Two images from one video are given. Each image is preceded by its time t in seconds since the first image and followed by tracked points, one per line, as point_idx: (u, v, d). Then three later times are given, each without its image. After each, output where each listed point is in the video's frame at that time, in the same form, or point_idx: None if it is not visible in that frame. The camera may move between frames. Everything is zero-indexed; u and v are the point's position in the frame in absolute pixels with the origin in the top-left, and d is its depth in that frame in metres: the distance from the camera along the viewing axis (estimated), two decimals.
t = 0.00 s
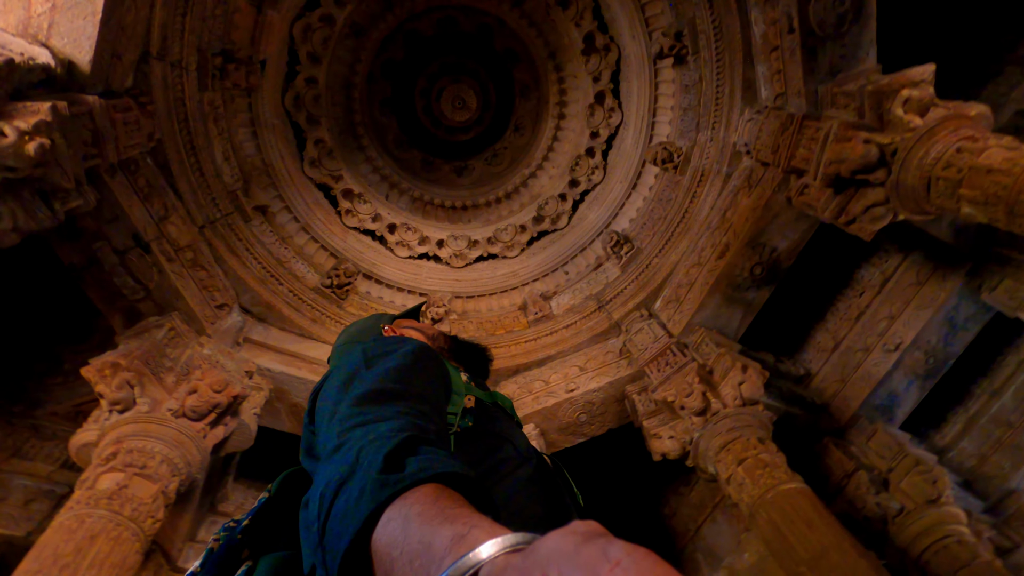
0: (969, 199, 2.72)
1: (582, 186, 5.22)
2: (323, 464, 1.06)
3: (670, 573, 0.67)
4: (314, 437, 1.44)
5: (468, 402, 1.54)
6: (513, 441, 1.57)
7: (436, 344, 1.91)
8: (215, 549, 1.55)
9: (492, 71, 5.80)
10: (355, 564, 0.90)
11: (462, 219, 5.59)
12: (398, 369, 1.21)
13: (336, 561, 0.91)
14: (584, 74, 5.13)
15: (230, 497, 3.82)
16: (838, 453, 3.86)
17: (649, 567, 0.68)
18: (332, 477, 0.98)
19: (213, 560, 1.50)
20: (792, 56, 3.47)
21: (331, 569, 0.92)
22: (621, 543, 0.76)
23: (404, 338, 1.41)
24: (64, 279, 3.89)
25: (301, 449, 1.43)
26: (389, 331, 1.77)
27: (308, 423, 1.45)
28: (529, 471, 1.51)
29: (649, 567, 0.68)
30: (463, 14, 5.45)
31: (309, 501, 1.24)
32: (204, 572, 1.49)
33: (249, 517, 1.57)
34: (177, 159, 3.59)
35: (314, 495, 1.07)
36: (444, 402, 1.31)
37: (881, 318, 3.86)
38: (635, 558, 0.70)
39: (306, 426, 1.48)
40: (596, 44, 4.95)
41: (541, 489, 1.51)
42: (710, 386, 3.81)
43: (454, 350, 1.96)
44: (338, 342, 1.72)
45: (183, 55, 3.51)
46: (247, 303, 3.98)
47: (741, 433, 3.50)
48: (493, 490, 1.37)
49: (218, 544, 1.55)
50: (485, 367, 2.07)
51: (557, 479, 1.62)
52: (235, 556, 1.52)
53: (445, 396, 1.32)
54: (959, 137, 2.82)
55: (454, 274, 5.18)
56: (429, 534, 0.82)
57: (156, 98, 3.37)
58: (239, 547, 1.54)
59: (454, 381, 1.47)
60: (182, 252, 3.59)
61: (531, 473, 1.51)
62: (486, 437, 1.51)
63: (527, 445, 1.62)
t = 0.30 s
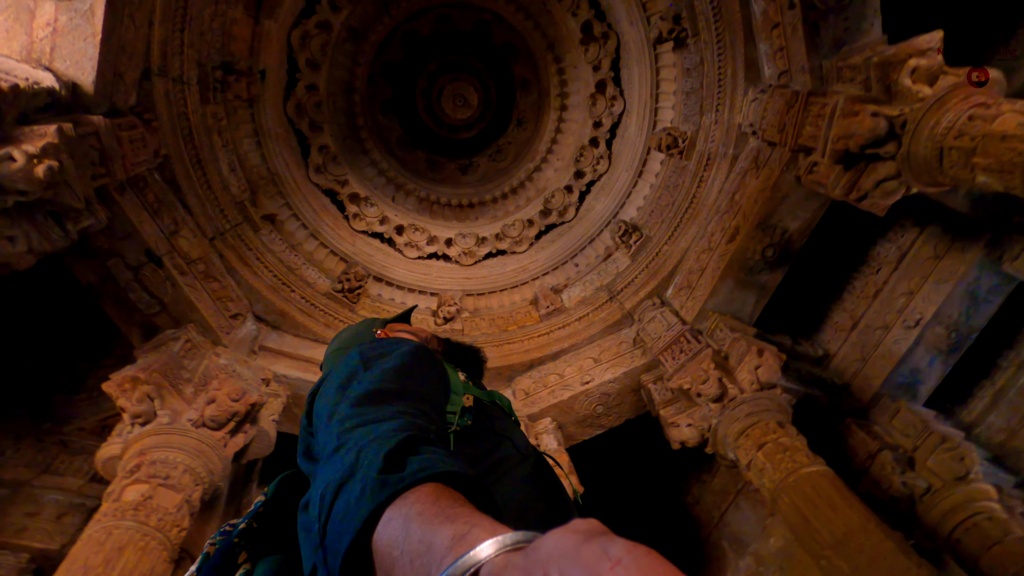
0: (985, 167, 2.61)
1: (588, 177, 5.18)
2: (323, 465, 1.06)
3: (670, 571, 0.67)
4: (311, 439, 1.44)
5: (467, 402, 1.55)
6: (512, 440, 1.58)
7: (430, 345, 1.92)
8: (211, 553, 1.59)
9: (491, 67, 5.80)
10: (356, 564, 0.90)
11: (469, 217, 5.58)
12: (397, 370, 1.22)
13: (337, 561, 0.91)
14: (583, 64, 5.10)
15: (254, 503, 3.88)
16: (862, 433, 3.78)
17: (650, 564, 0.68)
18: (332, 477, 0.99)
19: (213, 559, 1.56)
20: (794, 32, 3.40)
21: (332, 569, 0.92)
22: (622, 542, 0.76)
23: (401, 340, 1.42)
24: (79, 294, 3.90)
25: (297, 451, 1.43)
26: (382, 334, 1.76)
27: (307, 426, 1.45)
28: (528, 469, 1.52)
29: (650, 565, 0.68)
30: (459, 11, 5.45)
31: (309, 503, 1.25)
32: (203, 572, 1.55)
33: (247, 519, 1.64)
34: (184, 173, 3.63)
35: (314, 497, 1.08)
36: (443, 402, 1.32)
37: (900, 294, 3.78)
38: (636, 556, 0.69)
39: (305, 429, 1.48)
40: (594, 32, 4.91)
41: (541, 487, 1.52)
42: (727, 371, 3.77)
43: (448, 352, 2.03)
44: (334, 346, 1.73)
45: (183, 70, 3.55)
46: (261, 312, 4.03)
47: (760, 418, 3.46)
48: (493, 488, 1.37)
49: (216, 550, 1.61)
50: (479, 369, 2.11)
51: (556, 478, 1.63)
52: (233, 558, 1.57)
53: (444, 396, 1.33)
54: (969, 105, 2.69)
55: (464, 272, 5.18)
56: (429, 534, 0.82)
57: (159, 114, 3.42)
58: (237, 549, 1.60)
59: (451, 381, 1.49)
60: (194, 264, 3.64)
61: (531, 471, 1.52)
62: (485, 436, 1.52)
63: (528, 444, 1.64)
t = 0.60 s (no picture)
0: (1000, 136, 2.54)
1: (594, 167, 5.14)
2: (323, 465, 1.08)
3: (671, 570, 0.66)
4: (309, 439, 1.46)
5: (467, 400, 1.58)
6: (511, 437, 1.60)
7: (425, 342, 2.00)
8: (209, 553, 1.66)
9: (492, 61, 5.78)
10: (356, 561, 0.91)
11: (477, 212, 5.57)
12: (395, 369, 1.24)
13: (337, 560, 0.92)
14: (585, 52, 5.05)
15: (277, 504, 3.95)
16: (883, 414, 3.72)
17: (648, 562, 0.68)
18: (332, 476, 1.00)
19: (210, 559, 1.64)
20: (798, 7, 3.32)
21: (332, 568, 0.93)
22: (621, 540, 0.75)
23: (399, 340, 1.43)
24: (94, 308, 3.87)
25: (296, 450, 1.45)
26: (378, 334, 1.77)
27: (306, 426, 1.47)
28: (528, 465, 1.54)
29: (649, 563, 0.67)
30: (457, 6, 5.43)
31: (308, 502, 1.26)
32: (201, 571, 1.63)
33: (243, 520, 1.70)
34: (193, 184, 3.68)
35: (314, 496, 1.09)
36: (441, 401, 1.33)
37: (919, 271, 3.69)
38: (635, 554, 0.69)
39: (303, 430, 1.49)
40: (594, 20, 4.85)
41: (541, 483, 1.54)
42: (742, 357, 3.73)
43: (443, 350, 2.11)
44: (332, 347, 1.74)
45: (187, 81, 3.58)
46: (276, 317, 4.07)
47: (777, 402, 3.42)
48: (493, 485, 1.39)
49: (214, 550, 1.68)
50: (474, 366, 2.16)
51: (554, 473, 1.65)
52: (230, 558, 1.65)
53: (443, 395, 1.34)
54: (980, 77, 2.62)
55: (474, 268, 5.18)
56: (428, 533, 0.83)
57: (166, 127, 3.46)
58: (234, 550, 1.67)
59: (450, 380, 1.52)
60: (207, 273, 3.69)
61: (529, 466, 1.54)
62: (484, 433, 1.54)
63: (527, 441, 1.66)
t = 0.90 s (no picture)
0: (1013, 103, 2.46)
1: (599, 157, 5.10)
2: (324, 465, 1.10)
3: (673, 570, 0.65)
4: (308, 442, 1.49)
5: (465, 399, 1.63)
6: (508, 436, 1.64)
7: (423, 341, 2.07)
8: (207, 552, 1.68)
9: (492, 56, 5.77)
10: (357, 560, 0.92)
11: (484, 209, 5.58)
12: (394, 371, 1.27)
13: (338, 558, 0.93)
14: (584, 42, 5.02)
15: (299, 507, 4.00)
16: (905, 395, 3.62)
17: (651, 561, 0.66)
18: (333, 476, 1.02)
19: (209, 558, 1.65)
20: None
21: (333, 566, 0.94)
22: (622, 538, 0.74)
23: (396, 344, 1.47)
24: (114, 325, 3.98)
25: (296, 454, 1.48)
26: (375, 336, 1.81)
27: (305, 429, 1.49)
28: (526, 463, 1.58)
29: (651, 563, 0.66)
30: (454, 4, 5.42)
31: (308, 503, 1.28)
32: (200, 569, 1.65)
33: (243, 519, 1.72)
34: (200, 195, 3.73)
35: (314, 496, 1.11)
36: (440, 402, 1.36)
37: (935, 246, 3.62)
38: (638, 553, 0.68)
39: (302, 433, 1.52)
40: (592, 9, 4.80)
41: (539, 481, 1.57)
42: (756, 342, 3.68)
43: (439, 349, 2.18)
44: (330, 350, 1.77)
45: (189, 94, 3.60)
46: (289, 323, 4.12)
47: (794, 386, 3.37)
48: (493, 482, 1.45)
49: (211, 549, 1.69)
50: (471, 363, 2.24)
51: (552, 471, 1.69)
52: (229, 558, 1.67)
53: (441, 396, 1.37)
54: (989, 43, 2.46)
55: (484, 264, 5.18)
56: (430, 532, 0.84)
57: (171, 140, 3.51)
58: (232, 549, 1.68)
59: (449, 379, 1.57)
60: (219, 282, 3.74)
61: (526, 465, 1.57)
62: (483, 431, 1.60)
63: (525, 441, 1.70)
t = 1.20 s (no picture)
0: None
1: (605, 145, 5.05)
2: (325, 463, 1.15)
3: (670, 567, 0.66)
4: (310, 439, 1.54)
5: (466, 395, 1.63)
6: (509, 432, 1.65)
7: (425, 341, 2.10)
8: (209, 553, 1.69)
9: (492, 50, 5.74)
10: (356, 556, 0.97)
11: (493, 204, 5.56)
12: (391, 371, 1.32)
13: (338, 554, 0.99)
14: (584, 29, 4.96)
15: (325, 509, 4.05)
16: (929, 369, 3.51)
17: (647, 559, 0.68)
18: (333, 474, 1.07)
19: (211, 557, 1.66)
20: None
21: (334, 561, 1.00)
22: (620, 536, 0.75)
23: (394, 343, 1.51)
24: (134, 336, 4.00)
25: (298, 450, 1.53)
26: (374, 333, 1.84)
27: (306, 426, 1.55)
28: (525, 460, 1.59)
29: (650, 562, 0.67)
30: None
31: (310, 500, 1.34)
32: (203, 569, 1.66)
33: (244, 519, 1.75)
34: (211, 206, 3.78)
35: (315, 494, 1.16)
36: (438, 399, 1.41)
37: (957, 215, 3.52)
38: (635, 551, 0.69)
39: (304, 430, 1.57)
40: None
41: (540, 477, 1.58)
42: (774, 323, 3.61)
43: (442, 347, 2.19)
44: (331, 347, 1.82)
45: (194, 107, 3.64)
46: (305, 328, 4.16)
47: (814, 366, 3.31)
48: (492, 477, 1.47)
49: (214, 549, 1.71)
50: (473, 361, 2.26)
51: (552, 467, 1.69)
52: (230, 558, 1.67)
53: (438, 394, 1.42)
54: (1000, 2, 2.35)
55: (495, 260, 5.18)
56: (428, 533, 0.89)
57: (180, 154, 3.55)
58: (233, 549, 1.68)
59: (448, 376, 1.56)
60: (234, 292, 3.79)
61: (526, 462, 1.58)
62: (485, 426, 1.62)
63: (527, 436, 1.71)
